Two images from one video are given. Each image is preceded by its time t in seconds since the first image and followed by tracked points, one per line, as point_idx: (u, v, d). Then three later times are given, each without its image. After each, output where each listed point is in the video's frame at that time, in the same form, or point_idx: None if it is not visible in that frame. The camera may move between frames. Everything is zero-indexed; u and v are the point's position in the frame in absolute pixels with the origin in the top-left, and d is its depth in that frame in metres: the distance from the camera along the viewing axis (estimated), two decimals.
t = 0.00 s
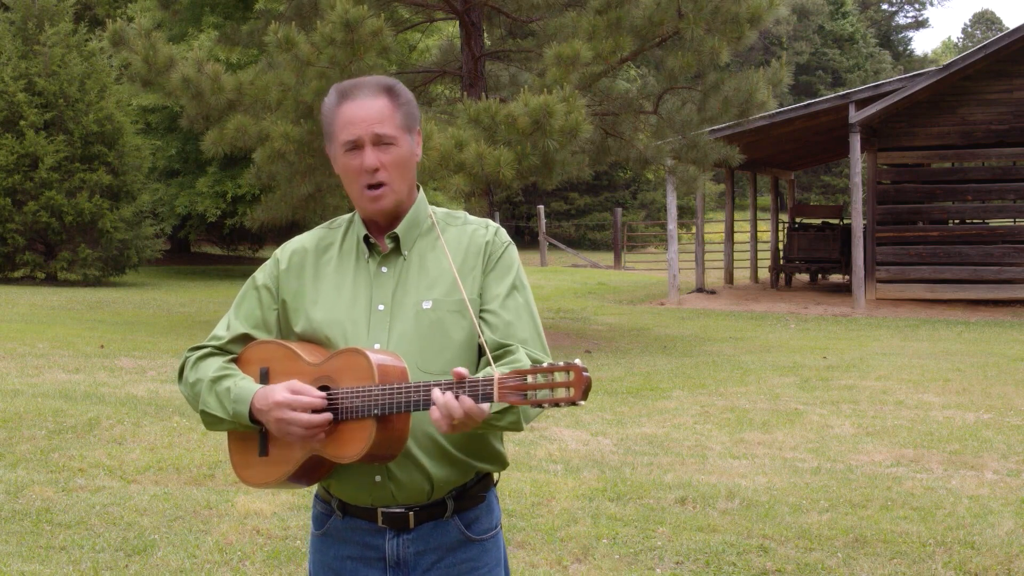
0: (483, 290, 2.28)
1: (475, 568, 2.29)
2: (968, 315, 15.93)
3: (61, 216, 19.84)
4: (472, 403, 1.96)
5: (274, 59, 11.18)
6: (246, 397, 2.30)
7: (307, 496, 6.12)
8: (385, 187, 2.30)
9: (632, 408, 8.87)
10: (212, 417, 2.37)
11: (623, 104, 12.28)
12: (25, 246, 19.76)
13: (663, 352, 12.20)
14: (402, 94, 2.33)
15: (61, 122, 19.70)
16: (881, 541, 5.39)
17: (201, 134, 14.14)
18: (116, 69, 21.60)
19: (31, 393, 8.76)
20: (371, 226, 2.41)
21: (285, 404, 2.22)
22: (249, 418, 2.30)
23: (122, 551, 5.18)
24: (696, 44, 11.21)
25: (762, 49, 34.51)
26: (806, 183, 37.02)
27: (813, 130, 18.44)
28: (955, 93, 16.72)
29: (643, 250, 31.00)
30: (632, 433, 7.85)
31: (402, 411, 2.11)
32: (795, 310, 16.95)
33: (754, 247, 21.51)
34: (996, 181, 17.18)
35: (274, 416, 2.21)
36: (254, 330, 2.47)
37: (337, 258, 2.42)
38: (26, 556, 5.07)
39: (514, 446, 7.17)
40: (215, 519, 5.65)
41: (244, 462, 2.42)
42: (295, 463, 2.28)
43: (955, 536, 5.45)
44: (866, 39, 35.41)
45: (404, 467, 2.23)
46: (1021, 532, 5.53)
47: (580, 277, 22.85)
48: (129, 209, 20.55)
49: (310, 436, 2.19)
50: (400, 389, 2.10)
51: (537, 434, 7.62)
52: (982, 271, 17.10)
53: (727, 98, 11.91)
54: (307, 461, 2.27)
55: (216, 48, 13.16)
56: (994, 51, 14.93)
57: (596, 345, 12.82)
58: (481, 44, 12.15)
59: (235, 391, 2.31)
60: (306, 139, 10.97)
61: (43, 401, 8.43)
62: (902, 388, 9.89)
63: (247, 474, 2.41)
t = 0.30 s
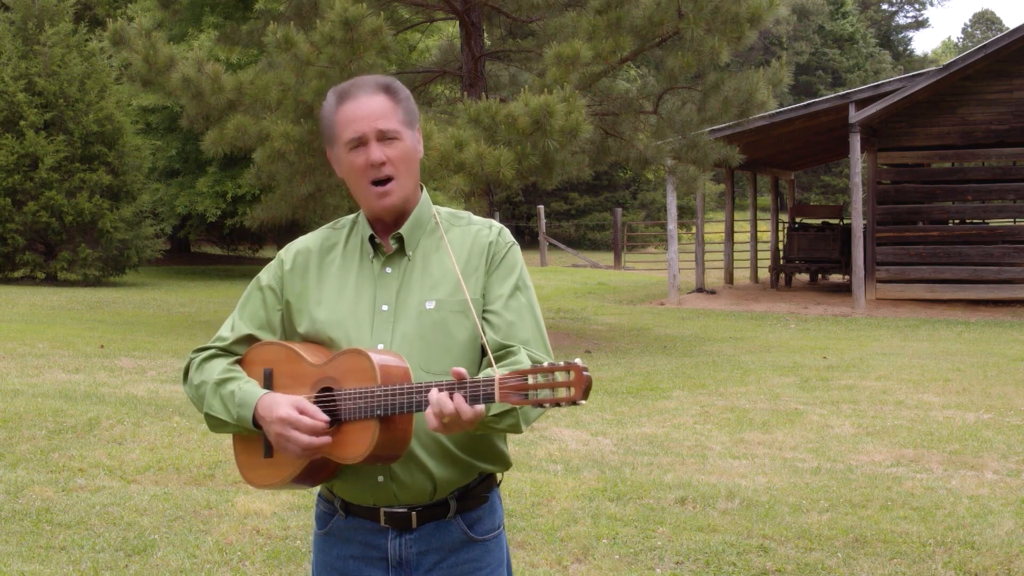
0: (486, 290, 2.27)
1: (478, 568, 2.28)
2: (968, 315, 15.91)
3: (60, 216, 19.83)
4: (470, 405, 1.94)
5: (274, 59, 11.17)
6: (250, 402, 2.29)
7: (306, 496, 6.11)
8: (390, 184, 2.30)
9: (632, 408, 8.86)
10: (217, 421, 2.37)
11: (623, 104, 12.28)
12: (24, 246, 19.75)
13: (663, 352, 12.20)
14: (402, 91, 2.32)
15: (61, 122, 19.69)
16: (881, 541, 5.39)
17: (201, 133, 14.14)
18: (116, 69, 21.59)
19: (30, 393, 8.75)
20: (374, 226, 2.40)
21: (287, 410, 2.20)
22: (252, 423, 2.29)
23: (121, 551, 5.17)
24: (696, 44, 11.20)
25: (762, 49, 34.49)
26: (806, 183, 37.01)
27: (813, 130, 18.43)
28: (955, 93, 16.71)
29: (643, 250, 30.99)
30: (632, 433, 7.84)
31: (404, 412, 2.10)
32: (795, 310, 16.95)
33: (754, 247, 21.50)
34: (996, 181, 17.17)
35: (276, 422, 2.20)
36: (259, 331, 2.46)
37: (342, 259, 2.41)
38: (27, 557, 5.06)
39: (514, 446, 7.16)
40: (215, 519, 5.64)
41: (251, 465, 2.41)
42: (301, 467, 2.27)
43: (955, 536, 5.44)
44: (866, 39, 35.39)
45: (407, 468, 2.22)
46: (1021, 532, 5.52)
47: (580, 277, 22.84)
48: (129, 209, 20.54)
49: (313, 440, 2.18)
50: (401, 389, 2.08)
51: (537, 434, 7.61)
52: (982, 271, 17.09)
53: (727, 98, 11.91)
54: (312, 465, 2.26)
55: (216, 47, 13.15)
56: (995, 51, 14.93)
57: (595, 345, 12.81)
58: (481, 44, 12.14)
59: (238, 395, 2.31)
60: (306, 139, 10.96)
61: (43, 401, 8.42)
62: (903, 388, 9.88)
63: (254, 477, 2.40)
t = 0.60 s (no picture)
0: (488, 289, 2.27)
1: (480, 568, 2.28)
2: (968, 315, 15.91)
3: (60, 216, 19.83)
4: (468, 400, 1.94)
5: (274, 59, 11.17)
6: (251, 401, 2.29)
7: (306, 496, 6.12)
8: (393, 181, 2.30)
9: (632, 408, 8.87)
10: (220, 420, 2.38)
11: (623, 104, 12.27)
12: (25, 246, 19.75)
13: (664, 352, 12.20)
14: (404, 90, 2.33)
15: (61, 122, 19.70)
16: (881, 541, 5.39)
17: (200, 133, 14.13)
18: (116, 69, 21.58)
19: (30, 393, 8.75)
20: (378, 227, 2.41)
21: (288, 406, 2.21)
22: (254, 420, 2.30)
23: (121, 551, 5.18)
24: (696, 44, 11.21)
25: (762, 49, 34.50)
26: (806, 183, 37.01)
27: (813, 130, 18.43)
28: (955, 93, 16.71)
29: (642, 250, 31.01)
30: (632, 433, 7.85)
31: (405, 409, 2.10)
32: (795, 310, 16.95)
33: (754, 247, 21.49)
34: (996, 181, 17.17)
35: (278, 418, 2.21)
36: (262, 331, 2.47)
37: (345, 259, 2.42)
38: (27, 556, 5.07)
39: (514, 446, 7.16)
40: (215, 519, 5.64)
41: (254, 464, 2.42)
42: (303, 463, 2.28)
43: (955, 536, 5.44)
44: (866, 39, 35.39)
45: (410, 466, 2.22)
46: (1021, 532, 5.52)
47: (580, 277, 22.84)
48: (129, 209, 20.54)
49: (314, 436, 2.18)
50: (402, 386, 2.09)
51: (537, 434, 7.61)
52: (982, 271, 17.09)
53: (727, 98, 11.91)
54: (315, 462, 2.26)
55: (216, 47, 13.14)
56: (995, 51, 14.93)
57: (595, 345, 12.82)
58: (481, 44, 12.14)
59: (240, 393, 2.31)
60: (306, 139, 10.96)
61: (43, 401, 8.43)
62: (903, 388, 9.89)
63: (256, 475, 2.41)
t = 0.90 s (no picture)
0: (490, 287, 2.26)
1: (483, 569, 2.27)
2: (968, 315, 15.91)
3: (60, 216, 19.83)
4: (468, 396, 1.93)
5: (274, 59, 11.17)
6: (253, 400, 2.29)
7: (306, 496, 6.11)
8: (395, 180, 2.29)
9: (632, 408, 8.86)
10: (222, 420, 2.37)
11: (623, 104, 12.27)
12: (24, 246, 19.75)
13: (664, 352, 12.20)
14: (405, 91, 2.33)
15: (61, 122, 19.69)
16: (881, 541, 5.39)
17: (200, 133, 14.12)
18: (116, 69, 21.57)
19: (30, 393, 8.75)
20: (381, 226, 2.40)
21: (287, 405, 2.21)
22: (255, 420, 2.30)
23: (121, 550, 5.18)
24: (696, 44, 11.21)
25: (762, 49, 34.49)
26: (806, 183, 36.99)
27: (813, 130, 18.43)
28: (955, 93, 16.71)
29: (643, 250, 31.00)
30: (632, 433, 7.84)
31: (406, 406, 2.10)
32: (795, 310, 16.95)
33: (754, 247, 21.48)
34: (996, 181, 17.17)
35: (276, 418, 2.20)
36: (265, 331, 2.47)
37: (348, 259, 2.41)
38: (27, 556, 5.06)
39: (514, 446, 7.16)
40: (215, 519, 5.64)
41: (257, 464, 2.42)
42: (305, 462, 2.28)
43: (955, 536, 5.44)
44: (866, 39, 35.38)
45: (412, 464, 2.22)
46: (1021, 532, 5.52)
47: (580, 277, 22.84)
48: (129, 209, 20.53)
49: (314, 436, 2.17)
50: (403, 383, 2.08)
51: (537, 434, 7.61)
52: (982, 271, 17.09)
53: (727, 98, 11.92)
54: (318, 461, 2.26)
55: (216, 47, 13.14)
56: (995, 50, 14.93)
57: (595, 345, 12.82)
58: (481, 44, 12.14)
59: (242, 393, 2.31)
60: (306, 139, 10.96)
61: (43, 401, 8.43)
62: (903, 388, 9.88)
63: (259, 475, 2.41)
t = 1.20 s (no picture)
0: (493, 287, 2.27)
1: (486, 569, 2.28)
2: (968, 315, 15.92)
3: (60, 216, 19.84)
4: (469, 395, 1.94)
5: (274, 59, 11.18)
6: (256, 401, 2.30)
7: (307, 495, 6.13)
8: (398, 182, 2.31)
9: (632, 408, 8.87)
10: (227, 421, 2.39)
11: (622, 104, 12.28)
12: (24, 246, 19.76)
13: (667, 352, 12.22)
14: (408, 91, 2.34)
15: (61, 122, 19.70)
16: (881, 541, 5.40)
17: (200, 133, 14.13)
18: (116, 69, 21.58)
19: (31, 394, 8.76)
20: (384, 226, 2.42)
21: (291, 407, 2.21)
22: (259, 421, 2.31)
23: (123, 550, 5.20)
24: (696, 44, 11.23)
25: (763, 49, 34.48)
26: (806, 183, 36.99)
27: (812, 130, 18.44)
28: (955, 93, 16.73)
29: (643, 250, 31.01)
30: (633, 433, 7.85)
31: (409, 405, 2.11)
32: (795, 310, 16.96)
33: (754, 247, 21.49)
34: (996, 181, 17.18)
35: (281, 420, 2.21)
36: (270, 331, 2.48)
37: (351, 260, 2.43)
38: (31, 556, 5.07)
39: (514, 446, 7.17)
40: (215, 519, 5.65)
41: (261, 463, 2.43)
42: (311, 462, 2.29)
43: (955, 536, 5.45)
44: (866, 39, 35.37)
45: (414, 464, 2.23)
46: (1021, 532, 5.53)
47: (580, 277, 22.85)
48: (129, 209, 20.54)
49: (318, 436, 2.18)
50: (404, 382, 2.10)
51: (537, 434, 7.62)
52: (982, 271, 17.10)
53: (727, 98, 11.93)
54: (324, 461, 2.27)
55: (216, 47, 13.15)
56: (995, 51, 14.94)
57: (595, 345, 12.83)
58: (481, 44, 12.15)
59: (246, 393, 2.32)
60: (306, 139, 10.97)
61: (43, 401, 8.44)
62: (905, 388, 9.90)
63: (263, 474, 2.42)
